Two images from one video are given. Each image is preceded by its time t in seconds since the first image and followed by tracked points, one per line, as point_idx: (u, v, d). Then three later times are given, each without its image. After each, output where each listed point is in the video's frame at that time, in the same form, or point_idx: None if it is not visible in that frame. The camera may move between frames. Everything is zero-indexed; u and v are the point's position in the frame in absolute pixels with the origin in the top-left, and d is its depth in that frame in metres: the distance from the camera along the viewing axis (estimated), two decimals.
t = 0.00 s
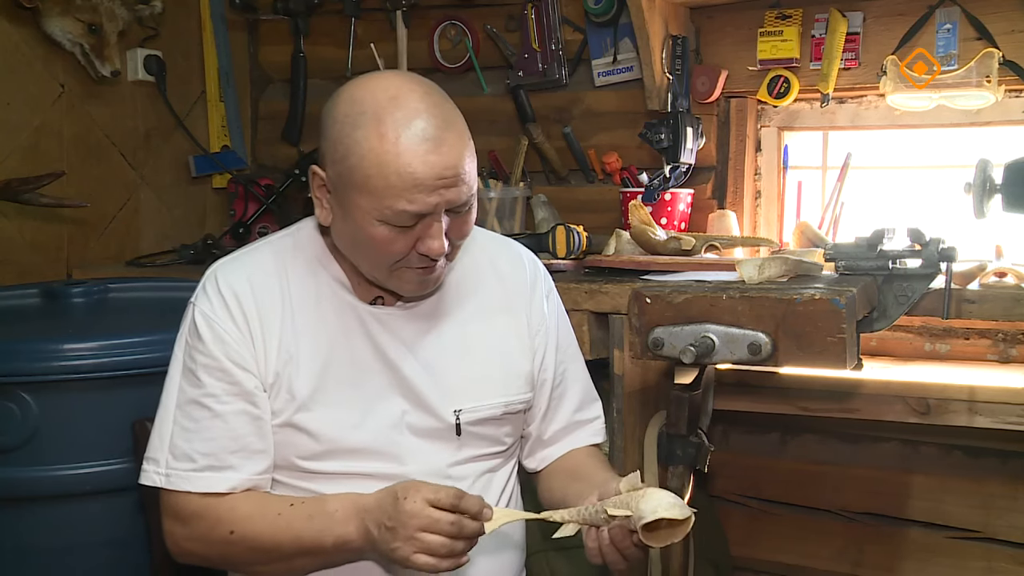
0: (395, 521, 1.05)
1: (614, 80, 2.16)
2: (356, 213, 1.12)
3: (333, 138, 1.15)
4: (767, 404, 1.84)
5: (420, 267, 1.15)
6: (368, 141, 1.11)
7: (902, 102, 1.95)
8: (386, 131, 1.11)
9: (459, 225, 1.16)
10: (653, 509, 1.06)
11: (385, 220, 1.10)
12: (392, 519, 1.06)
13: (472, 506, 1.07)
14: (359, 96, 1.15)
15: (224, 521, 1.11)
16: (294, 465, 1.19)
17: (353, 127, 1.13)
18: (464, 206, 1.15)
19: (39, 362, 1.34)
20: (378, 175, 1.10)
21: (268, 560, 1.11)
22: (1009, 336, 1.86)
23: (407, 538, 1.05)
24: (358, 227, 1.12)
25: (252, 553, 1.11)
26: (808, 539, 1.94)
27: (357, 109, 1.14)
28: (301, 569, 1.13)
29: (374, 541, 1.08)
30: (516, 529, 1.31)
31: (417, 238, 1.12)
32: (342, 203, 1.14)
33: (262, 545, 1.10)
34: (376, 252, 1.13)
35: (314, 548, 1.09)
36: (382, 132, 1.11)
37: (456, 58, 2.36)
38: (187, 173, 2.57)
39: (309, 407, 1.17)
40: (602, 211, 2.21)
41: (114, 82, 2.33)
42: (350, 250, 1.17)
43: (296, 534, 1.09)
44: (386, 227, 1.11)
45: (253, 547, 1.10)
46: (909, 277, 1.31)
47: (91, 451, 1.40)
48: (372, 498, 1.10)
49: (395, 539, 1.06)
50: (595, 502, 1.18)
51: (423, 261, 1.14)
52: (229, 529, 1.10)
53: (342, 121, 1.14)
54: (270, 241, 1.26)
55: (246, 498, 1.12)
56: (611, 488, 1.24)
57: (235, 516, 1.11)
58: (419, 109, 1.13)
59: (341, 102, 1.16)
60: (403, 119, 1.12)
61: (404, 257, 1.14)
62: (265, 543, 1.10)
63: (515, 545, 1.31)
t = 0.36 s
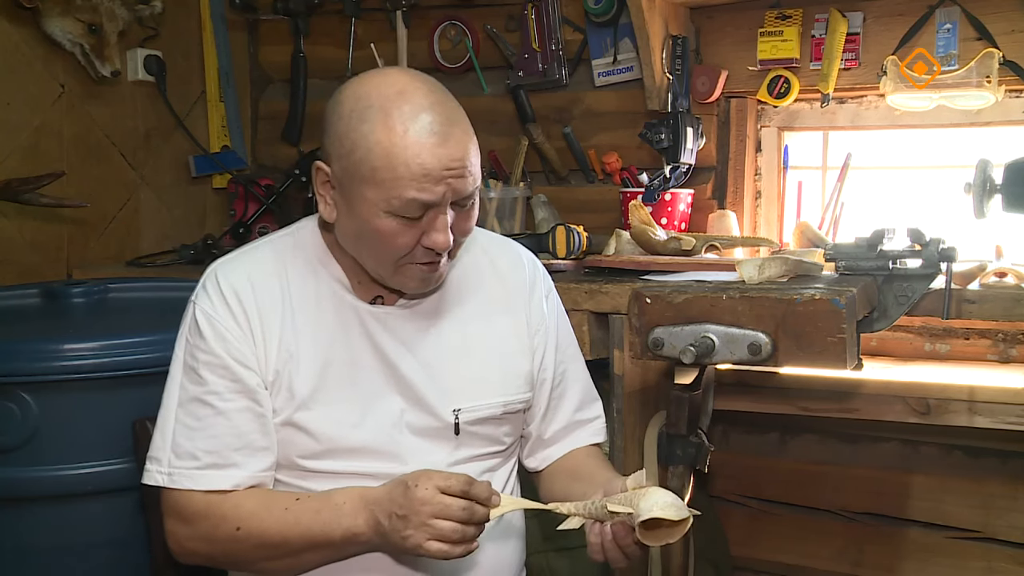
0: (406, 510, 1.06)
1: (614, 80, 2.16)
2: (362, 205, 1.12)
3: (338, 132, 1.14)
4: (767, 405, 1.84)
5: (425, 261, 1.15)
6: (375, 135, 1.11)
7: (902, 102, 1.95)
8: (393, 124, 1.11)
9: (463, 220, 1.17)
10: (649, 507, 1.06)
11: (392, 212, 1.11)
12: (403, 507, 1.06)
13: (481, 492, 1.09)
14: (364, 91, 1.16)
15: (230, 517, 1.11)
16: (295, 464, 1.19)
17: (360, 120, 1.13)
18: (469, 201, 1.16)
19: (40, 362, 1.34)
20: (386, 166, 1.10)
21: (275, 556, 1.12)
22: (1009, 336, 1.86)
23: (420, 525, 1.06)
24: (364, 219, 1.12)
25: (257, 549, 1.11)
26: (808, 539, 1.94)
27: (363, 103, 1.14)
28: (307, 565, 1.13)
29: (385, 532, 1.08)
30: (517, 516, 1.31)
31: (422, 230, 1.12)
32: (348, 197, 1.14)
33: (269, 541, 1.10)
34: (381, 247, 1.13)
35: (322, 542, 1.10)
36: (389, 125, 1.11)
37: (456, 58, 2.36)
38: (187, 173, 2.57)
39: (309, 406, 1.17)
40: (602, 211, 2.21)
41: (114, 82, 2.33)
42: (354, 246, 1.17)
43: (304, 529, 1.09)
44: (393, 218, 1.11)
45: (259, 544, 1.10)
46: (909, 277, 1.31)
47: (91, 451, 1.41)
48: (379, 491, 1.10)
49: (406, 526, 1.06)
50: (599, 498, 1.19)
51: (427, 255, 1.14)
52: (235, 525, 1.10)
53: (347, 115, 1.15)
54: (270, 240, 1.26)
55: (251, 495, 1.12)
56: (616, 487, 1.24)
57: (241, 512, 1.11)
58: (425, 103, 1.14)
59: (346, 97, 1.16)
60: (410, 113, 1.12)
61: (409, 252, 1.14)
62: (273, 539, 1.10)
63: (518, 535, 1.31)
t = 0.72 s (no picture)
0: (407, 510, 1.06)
1: (614, 80, 2.16)
2: (363, 194, 1.12)
3: (337, 123, 1.15)
4: (767, 405, 1.84)
5: (425, 252, 1.15)
6: (375, 123, 1.11)
7: (902, 102, 1.94)
8: (392, 112, 1.11)
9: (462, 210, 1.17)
10: (648, 513, 1.06)
11: (392, 200, 1.11)
12: (404, 508, 1.06)
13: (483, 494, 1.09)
14: (361, 81, 1.16)
15: (230, 515, 1.10)
16: (295, 461, 1.19)
17: (358, 110, 1.13)
18: (468, 190, 1.16)
19: (40, 362, 1.34)
20: (386, 154, 1.10)
21: (274, 554, 1.12)
22: (1009, 336, 1.86)
23: (420, 527, 1.06)
24: (365, 209, 1.12)
25: (256, 547, 1.11)
26: (808, 539, 1.94)
27: (361, 93, 1.14)
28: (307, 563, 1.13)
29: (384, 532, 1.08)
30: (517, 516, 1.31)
31: (423, 219, 1.13)
32: (348, 188, 1.14)
33: (268, 539, 1.10)
34: (382, 237, 1.13)
35: (322, 541, 1.10)
36: (388, 113, 1.11)
37: (456, 58, 2.36)
38: (187, 173, 2.57)
39: (309, 402, 1.17)
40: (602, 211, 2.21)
41: (114, 82, 2.33)
42: (355, 239, 1.17)
43: (304, 528, 1.09)
44: (393, 207, 1.11)
45: (259, 542, 1.10)
46: (909, 277, 1.31)
47: (91, 451, 1.40)
48: (380, 490, 1.10)
49: (407, 527, 1.06)
50: (597, 500, 1.19)
51: (429, 245, 1.15)
52: (234, 523, 1.10)
53: (346, 106, 1.15)
54: (271, 237, 1.26)
55: (251, 493, 1.12)
56: (616, 488, 1.24)
57: (241, 511, 1.11)
58: (423, 92, 1.14)
59: (344, 88, 1.17)
60: (409, 101, 1.13)
61: (410, 242, 1.14)
62: (272, 537, 1.10)
63: (517, 534, 1.31)
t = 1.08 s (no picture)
0: (400, 541, 1.04)
1: (614, 80, 2.16)
2: (370, 187, 1.12)
3: (343, 117, 1.15)
4: (767, 405, 1.84)
5: (432, 247, 1.15)
6: (382, 116, 1.12)
7: (902, 102, 1.95)
8: (399, 105, 1.12)
9: (468, 205, 1.17)
10: (651, 500, 1.04)
11: (400, 193, 1.11)
12: (399, 542, 1.04)
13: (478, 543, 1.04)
14: (367, 76, 1.17)
15: (222, 520, 1.11)
16: (295, 461, 1.19)
17: (365, 103, 1.13)
18: (473, 185, 1.16)
19: (40, 362, 1.34)
20: (394, 146, 1.10)
21: (265, 563, 1.11)
22: (1009, 336, 1.86)
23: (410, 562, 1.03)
24: (373, 202, 1.12)
25: (248, 555, 1.10)
26: (808, 539, 1.94)
27: (367, 88, 1.15)
28: (299, 572, 1.13)
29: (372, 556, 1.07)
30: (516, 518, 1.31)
31: (430, 213, 1.13)
32: (355, 182, 1.14)
33: (259, 548, 1.10)
34: (389, 231, 1.13)
35: (310, 553, 1.09)
36: (395, 106, 1.12)
37: (456, 58, 2.36)
38: (187, 173, 2.57)
39: (309, 403, 1.17)
40: (602, 211, 2.21)
41: (114, 82, 2.33)
42: (361, 235, 1.16)
43: (295, 538, 1.09)
44: (401, 200, 1.11)
45: (251, 549, 1.10)
46: (909, 277, 1.31)
47: (91, 451, 1.40)
48: (374, 512, 1.08)
49: (396, 559, 1.05)
50: (587, 506, 1.18)
51: (435, 240, 1.14)
52: (228, 527, 1.10)
53: (352, 100, 1.15)
54: (272, 237, 1.26)
55: (244, 498, 1.13)
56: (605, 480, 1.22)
57: (235, 514, 1.11)
58: (429, 87, 1.15)
59: (350, 84, 1.17)
60: (416, 94, 1.13)
61: (417, 237, 1.14)
62: (262, 546, 1.09)
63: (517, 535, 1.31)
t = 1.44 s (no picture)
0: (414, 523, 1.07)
1: (614, 80, 2.16)
2: (365, 190, 1.12)
3: (343, 118, 1.15)
4: (767, 404, 1.84)
5: (427, 251, 1.15)
6: (379, 119, 1.12)
7: (902, 102, 1.95)
8: (397, 109, 1.12)
9: (465, 211, 1.17)
10: (604, 477, 1.08)
11: (393, 197, 1.11)
12: (411, 523, 1.07)
13: (492, 518, 1.08)
14: (367, 78, 1.17)
15: (231, 515, 1.10)
16: (297, 459, 1.19)
17: (362, 106, 1.14)
18: (471, 190, 1.16)
19: (40, 362, 1.34)
20: (388, 151, 1.10)
21: (275, 557, 1.11)
22: (1009, 336, 1.86)
23: (426, 542, 1.06)
24: (366, 205, 1.12)
25: (258, 549, 1.10)
26: (808, 539, 1.94)
27: (367, 90, 1.15)
28: (308, 565, 1.13)
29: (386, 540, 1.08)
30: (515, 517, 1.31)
31: (424, 218, 1.13)
32: (351, 184, 1.14)
33: (270, 542, 1.10)
34: (383, 234, 1.13)
35: (321, 545, 1.10)
36: (393, 109, 1.12)
37: (456, 58, 2.36)
38: (187, 173, 2.57)
39: (312, 400, 1.17)
40: (602, 211, 2.21)
41: (114, 82, 2.33)
42: (357, 236, 1.17)
43: (305, 531, 1.09)
44: (394, 204, 1.11)
45: (261, 544, 1.10)
46: (909, 277, 1.31)
47: (92, 451, 1.40)
48: (384, 498, 1.10)
49: (412, 541, 1.07)
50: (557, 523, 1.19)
51: (429, 245, 1.14)
52: (235, 523, 1.10)
53: (351, 102, 1.15)
54: (275, 235, 1.26)
55: (254, 492, 1.12)
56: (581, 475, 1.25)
57: (243, 510, 1.11)
58: (429, 91, 1.15)
59: (352, 84, 1.17)
60: (414, 99, 1.13)
61: (410, 241, 1.14)
62: (273, 540, 1.10)
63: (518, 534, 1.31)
